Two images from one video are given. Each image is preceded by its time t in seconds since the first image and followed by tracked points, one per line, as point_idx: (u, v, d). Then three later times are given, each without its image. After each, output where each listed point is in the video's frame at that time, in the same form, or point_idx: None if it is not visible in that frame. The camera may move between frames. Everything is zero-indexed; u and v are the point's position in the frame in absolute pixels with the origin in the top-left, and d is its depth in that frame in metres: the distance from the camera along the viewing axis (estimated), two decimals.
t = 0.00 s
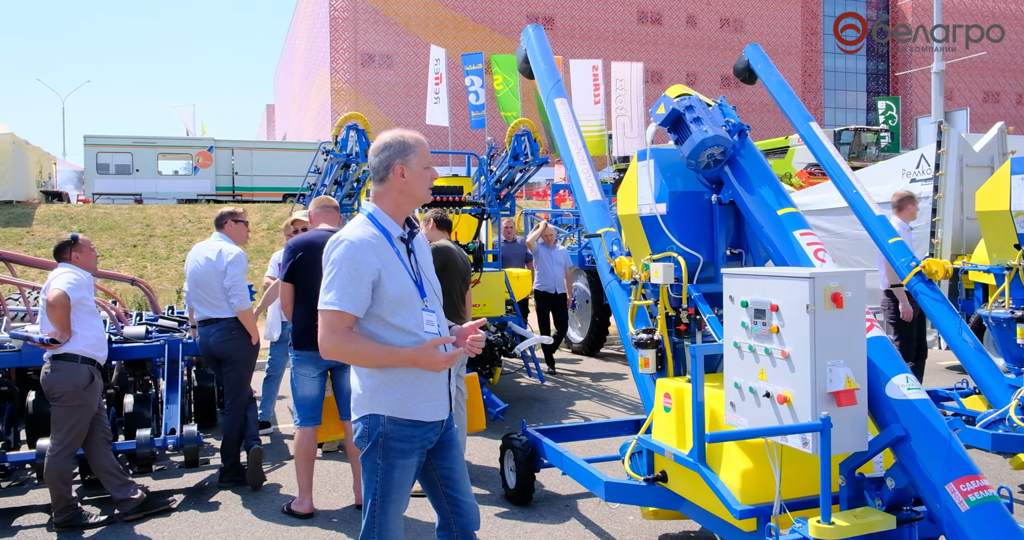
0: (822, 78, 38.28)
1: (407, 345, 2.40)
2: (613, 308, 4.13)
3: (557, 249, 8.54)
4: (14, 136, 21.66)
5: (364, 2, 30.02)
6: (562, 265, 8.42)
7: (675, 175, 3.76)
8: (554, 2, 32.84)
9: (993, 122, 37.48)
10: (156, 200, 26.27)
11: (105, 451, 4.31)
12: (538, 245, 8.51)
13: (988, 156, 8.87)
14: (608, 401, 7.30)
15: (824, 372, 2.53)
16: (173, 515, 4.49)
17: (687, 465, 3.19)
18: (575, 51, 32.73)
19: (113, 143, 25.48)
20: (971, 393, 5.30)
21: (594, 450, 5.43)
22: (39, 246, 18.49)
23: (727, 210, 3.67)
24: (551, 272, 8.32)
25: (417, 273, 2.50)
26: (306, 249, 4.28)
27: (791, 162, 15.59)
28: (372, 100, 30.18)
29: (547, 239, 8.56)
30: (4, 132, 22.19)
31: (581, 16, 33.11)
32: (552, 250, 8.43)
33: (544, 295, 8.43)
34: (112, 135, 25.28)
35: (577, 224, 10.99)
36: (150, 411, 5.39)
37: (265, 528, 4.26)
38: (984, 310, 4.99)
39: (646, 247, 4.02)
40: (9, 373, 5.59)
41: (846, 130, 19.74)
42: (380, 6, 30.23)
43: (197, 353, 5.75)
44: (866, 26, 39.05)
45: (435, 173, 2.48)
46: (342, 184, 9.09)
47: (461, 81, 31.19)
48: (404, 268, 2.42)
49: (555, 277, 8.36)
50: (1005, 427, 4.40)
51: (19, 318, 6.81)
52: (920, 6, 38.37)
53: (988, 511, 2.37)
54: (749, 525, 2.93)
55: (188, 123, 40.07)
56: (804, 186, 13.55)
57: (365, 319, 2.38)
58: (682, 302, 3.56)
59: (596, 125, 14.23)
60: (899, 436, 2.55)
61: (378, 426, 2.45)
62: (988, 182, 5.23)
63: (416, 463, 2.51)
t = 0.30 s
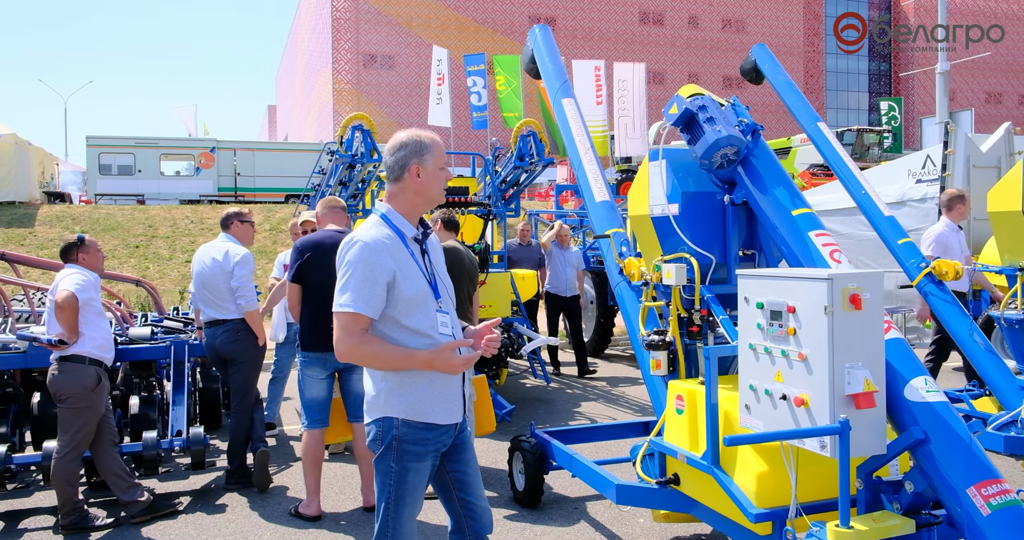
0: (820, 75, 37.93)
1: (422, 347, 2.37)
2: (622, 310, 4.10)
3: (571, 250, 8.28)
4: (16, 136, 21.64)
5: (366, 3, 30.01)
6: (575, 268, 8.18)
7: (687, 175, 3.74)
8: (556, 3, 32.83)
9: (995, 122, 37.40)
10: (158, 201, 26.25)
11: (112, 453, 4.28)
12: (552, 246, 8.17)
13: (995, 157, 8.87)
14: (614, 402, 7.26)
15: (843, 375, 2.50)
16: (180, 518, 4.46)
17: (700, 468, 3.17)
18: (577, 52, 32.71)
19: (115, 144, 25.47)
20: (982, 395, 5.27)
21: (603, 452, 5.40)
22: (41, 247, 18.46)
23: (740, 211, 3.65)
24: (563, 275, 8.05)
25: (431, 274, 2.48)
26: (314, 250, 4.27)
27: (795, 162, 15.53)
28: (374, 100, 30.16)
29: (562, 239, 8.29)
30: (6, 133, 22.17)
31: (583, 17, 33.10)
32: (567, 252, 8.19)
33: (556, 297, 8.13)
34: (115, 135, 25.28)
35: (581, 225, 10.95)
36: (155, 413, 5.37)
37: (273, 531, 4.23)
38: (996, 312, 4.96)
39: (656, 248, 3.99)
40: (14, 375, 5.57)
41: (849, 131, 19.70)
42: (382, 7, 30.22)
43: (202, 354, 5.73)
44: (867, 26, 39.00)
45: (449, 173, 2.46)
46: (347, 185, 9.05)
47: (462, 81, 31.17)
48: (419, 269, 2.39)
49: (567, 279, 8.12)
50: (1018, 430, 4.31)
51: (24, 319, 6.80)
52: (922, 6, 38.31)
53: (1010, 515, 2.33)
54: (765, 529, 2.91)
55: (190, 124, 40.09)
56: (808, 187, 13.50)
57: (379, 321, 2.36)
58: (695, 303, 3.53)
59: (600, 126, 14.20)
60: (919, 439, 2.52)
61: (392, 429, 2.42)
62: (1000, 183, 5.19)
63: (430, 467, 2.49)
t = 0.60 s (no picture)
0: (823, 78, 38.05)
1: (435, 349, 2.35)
2: (630, 311, 4.08)
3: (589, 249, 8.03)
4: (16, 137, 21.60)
5: (366, 4, 29.98)
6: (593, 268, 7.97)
7: (697, 176, 3.72)
8: (556, 4, 32.82)
9: (995, 123, 37.36)
10: (159, 202, 26.21)
11: (117, 455, 4.27)
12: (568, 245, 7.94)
13: (1000, 158, 8.85)
14: (618, 404, 7.25)
15: (859, 377, 2.48)
16: (186, 520, 4.44)
17: (713, 470, 3.15)
18: (577, 53, 32.70)
19: (116, 145, 25.44)
20: (990, 395, 5.24)
21: (609, 454, 5.38)
22: (42, 248, 18.42)
23: (751, 212, 3.63)
24: (581, 277, 7.87)
25: (444, 276, 2.46)
26: (321, 250, 4.23)
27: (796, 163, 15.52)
28: (375, 101, 30.13)
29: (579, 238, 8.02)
30: (7, 134, 22.12)
31: (583, 18, 33.08)
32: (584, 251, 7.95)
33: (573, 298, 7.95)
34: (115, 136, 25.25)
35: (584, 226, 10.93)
36: (160, 415, 5.36)
37: (280, 534, 4.21)
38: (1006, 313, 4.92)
39: (665, 249, 3.97)
40: (17, 376, 5.54)
41: (849, 131, 19.69)
42: (383, 7, 30.20)
43: (207, 356, 5.71)
44: (868, 26, 38.99)
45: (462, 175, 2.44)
46: (350, 186, 9.00)
47: (463, 82, 31.15)
48: (431, 271, 2.37)
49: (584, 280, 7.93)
50: None
51: (27, 321, 6.76)
52: (922, 7, 38.30)
53: None
54: (778, 532, 2.89)
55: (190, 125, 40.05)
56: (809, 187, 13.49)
57: (392, 323, 2.34)
58: (706, 305, 3.51)
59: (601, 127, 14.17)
60: (936, 442, 2.49)
61: (405, 432, 2.40)
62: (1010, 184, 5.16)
63: (443, 470, 2.47)
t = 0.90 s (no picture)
0: (822, 81, 38.47)
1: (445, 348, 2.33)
2: (634, 312, 4.08)
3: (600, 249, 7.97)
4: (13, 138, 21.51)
5: (364, 5, 29.92)
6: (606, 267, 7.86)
7: (704, 177, 3.71)
8: (554, 5, 32.80)
9: (992, 125, 37.42)
10: (156, 203, 26.13)
11: (119, 458, 4.24)
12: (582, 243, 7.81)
13: (1000, 160, 8.85)
14: (620, 405, 7.23)
15: (871, 379, 2.47)
16: (188, 524, 4.40)
17: (721, 472, 3.13)
18: (575, 54, 32.69)
19: (113, 146, 25.36)
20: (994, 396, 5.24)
21: (613, 455, 5.36)
22: (39, 249, 18.35)
23: (758, 213, 3.62)
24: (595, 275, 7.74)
25: (452, 277, 2.44)
26: (325, 252, 4.22)
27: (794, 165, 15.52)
28: (372, 102, 30.08)
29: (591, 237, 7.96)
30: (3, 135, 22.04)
31: (581, 19, 33.05)
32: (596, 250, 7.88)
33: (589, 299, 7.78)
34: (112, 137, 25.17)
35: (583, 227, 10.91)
36: (161, 417, 5.33)
37: (284, 537, 4.19)
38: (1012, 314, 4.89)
39: (671, 250, 3.96)
40: (17, 379, 5.51)
41: (847, 133, 19.72)
42: (381, 8, 30.15)
43: (208, 358, 5.68)
44: (865, 27, 39.02)
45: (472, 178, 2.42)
46: (351, 187, 8.96)
47: (461, 83, 31.13)
48: (441, 272, 2.36)
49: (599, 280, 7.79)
50: None
51: (27, 323, 6.72)
52: (919, 9, 38.36)
53: None
54: (788, 534, 2.88)
55: (187, 125, 39.96)
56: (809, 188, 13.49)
57: (402, 323, 2.32)
58: (713, 306, 3.49)
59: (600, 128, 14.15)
60: (949, 444, 2.49)
61: (415, 434, 2.38)
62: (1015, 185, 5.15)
63: (453, 473, 2.45)
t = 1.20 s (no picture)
0: (810, 83, 38.84)
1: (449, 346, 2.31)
2: (630, 312, 4.07)
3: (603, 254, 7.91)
4: None
5: (354, 5, 29.81)
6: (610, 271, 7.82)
7: (702, 177, 3.70)
8: (544, 7, 32.82)
9: (977, 128, 37.73)
10: (144, 203, 25.96)
11: (109, 462, 4.19)
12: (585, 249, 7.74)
13: (989, 161, 8.89)
14: (613, 406, 7.21)
15: (873, 379, 2.46)
16: (180, 528, 4.35)
17: (720, 473, 3.12)
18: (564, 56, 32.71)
19: (101, 146, 25.17)
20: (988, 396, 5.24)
21: (608, 457, 5.35)
22: (25, 249, 18.19)
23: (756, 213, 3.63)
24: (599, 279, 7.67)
25: (454, 277, 2.43)
26: (320, 252, 4.18)
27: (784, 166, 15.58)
28: (362, 103, 29.99)
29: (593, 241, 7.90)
30: None
31: (571, 21, 33.08)
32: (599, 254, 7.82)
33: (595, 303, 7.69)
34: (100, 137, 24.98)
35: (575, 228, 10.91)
36: (152, 420, 5.28)
37: None
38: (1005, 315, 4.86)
39: (668, 250, 3.96)
40: (6, 381, 5.44)
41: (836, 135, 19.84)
42: (370, 9, 30.04)
43: (200, 359, 5.63)
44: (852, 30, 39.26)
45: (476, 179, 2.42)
46: (343, 187, 8.93)
47: (451, 84, 31.09)
48: (445, 272, 2.35)
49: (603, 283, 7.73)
50: None
51: (15, 324, 6.64)
52: (906, 12, 38.62)
53: None
54: (788, 535, 2.87)
55: (175, 126, 39.73)
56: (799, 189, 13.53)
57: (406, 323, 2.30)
58: (712, 306, 3.49)
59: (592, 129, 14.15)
60: (950, 444, 2.49)
61: (417, 436, 2.36)
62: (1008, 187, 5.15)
63: (454, 474, 2.43)
